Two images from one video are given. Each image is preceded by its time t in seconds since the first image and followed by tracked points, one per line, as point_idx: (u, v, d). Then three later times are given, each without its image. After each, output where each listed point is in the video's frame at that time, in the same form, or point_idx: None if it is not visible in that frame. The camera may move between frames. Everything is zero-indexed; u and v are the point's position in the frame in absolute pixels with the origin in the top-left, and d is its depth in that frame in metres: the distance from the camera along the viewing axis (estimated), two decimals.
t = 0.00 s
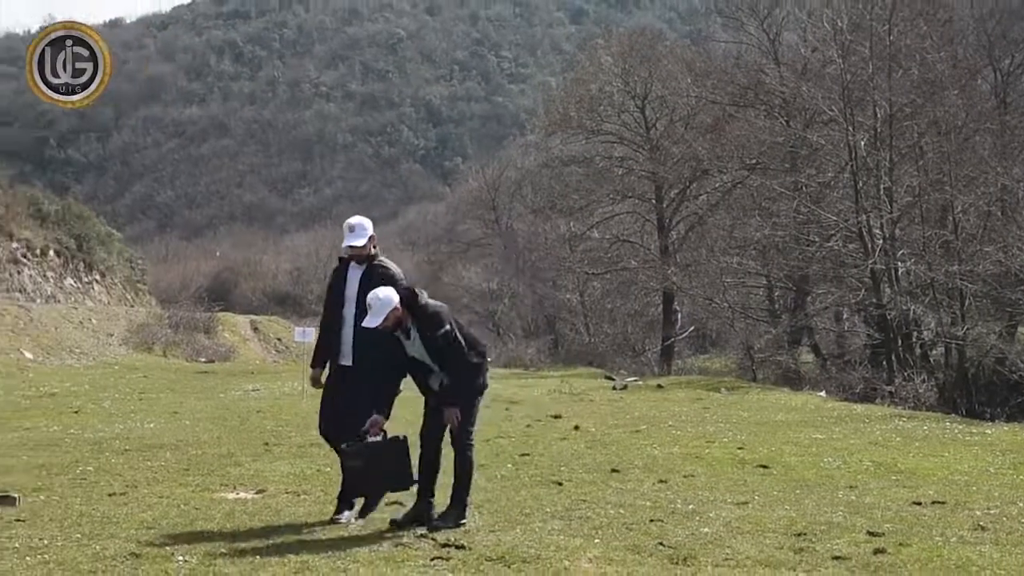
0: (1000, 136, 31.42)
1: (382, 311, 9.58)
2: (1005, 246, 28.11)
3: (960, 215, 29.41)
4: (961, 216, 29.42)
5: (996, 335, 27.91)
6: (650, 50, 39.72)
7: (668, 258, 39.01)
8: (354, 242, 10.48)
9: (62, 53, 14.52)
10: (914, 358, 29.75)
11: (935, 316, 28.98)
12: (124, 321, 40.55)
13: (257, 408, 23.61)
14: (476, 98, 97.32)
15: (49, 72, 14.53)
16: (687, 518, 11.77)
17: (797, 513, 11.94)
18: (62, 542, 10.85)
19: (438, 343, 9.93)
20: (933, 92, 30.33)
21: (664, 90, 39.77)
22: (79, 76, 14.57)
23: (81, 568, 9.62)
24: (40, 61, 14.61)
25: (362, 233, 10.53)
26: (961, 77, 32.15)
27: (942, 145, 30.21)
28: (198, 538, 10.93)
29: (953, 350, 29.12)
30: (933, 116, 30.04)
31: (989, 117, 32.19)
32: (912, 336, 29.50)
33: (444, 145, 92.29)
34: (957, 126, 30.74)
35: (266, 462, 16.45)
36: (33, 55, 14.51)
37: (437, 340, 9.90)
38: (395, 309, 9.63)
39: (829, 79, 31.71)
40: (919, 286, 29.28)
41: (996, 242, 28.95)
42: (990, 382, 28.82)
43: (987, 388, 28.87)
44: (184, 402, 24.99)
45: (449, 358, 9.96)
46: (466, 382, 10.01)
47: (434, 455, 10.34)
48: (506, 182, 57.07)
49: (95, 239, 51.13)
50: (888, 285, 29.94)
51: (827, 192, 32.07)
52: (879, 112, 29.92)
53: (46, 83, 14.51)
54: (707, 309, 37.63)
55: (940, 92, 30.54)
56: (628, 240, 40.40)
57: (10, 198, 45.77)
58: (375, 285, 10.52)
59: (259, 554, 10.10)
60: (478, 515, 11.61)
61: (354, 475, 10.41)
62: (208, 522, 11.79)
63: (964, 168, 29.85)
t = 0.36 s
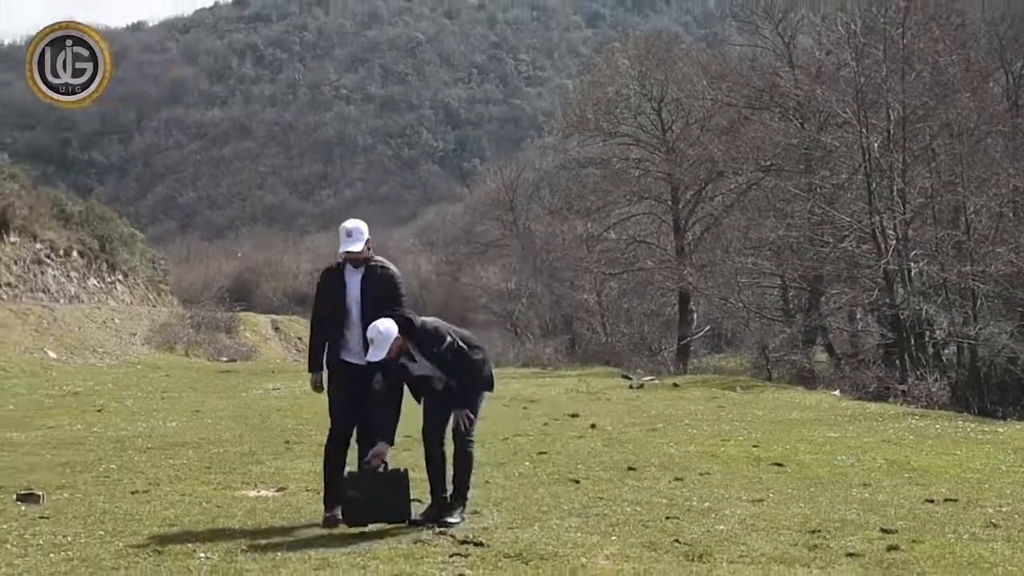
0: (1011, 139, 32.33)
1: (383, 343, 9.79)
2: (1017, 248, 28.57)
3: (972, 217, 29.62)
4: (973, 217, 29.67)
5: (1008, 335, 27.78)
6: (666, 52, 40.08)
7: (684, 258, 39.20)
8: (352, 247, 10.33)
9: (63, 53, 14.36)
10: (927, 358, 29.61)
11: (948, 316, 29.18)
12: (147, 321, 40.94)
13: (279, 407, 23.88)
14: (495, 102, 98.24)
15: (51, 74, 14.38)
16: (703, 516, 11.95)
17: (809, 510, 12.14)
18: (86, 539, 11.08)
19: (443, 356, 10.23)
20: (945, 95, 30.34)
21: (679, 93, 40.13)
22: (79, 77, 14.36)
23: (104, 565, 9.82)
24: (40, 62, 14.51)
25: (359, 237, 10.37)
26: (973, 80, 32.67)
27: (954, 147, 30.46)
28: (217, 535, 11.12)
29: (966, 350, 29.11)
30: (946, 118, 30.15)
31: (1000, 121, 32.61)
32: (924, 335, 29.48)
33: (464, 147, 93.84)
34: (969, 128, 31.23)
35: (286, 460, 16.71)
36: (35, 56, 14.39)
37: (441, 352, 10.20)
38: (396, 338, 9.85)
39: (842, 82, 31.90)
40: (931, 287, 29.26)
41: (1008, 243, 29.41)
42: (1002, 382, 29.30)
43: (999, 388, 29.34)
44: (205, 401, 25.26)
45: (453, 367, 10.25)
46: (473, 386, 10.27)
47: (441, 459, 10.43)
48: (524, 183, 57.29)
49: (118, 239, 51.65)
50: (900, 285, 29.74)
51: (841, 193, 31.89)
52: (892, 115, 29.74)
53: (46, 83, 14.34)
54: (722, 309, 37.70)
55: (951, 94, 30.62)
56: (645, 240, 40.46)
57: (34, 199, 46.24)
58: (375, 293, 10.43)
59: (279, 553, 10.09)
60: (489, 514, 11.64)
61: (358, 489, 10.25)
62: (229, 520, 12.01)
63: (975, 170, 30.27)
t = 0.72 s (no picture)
0: None
1: (403, 356, 9.67)
2: None
3: (987, 217, 29.30)
4: (988, 217, 29.37)
5: None
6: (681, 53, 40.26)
7: (701, 259, 39.26)
8: (358, 286, 10.33)
9: (63, 54, 17.26)
10: (941, 357, 29.40)
11: (962, 315, 29.15)
12: (169, 321, 41.26)
13: (299, 406, 24.06)
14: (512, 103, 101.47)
15: (50, 75, 17.25)
16: (719, 513, 12.10)
17: (824, 508, 12.25)
18: (109, 536, 11.13)
19: (462, 361, 10.12)
20: (958, 97, 30.39)
21: (695, 95, 40.46)
22: (80, 76, 17.34)
23: (126, 563, 9.88)
24: (41, 62, 17.34)
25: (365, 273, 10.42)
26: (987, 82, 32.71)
27: (968, 148, 30.28)
28: (237, 532, 11.17)
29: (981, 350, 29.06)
30: (959, 120, 30.26)
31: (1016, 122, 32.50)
32: (939, 336, 29.17)
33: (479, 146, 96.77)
34: (984, 129, 31.09)
35: (306, 458, 16.85)
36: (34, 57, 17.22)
37: (458, 357, 10.08)
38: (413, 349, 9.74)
39: (857, 84, 31.80)
40: (946, 287, 29.01)
41: None
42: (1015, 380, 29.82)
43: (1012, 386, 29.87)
44: (226, 400, 25.51)
45: (472, 371, 10.15)
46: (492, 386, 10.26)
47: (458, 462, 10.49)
48: (541, 184, 57.55)
49: (140, 239, 52.05)
50: (915, 285, 29.39)
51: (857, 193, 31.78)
52: (907, 116, 29.38)
53: (48, 83, 17.22)
54: (739, 309, 37.74)
55: (965, 97, 30.66)
56: (662, 241, 41.15)
57: (57, 199, 46.57)
58: (386, 311, 10.45)
59: (302, 550, 10.15)
60: (509, 513, 11.73)
61: (376, 497, 10.27)
62: (251, 517, 12.09)
63: (989, 172, 30.10)
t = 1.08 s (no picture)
0: None
1: (433, 349, 10.02)
2: None
3: (1001, 218, 28.93)
4: (1001, 218, 28.92)
5: None
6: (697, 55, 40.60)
7: (717, 260, 39.53)
8: (385, 356, 10.35)
9: (62, 54, 15.28)
10: (955, 356, 29.39)
11: (975, 315, 28.88)
12: (191, 321, 41.64)
13: (320, 404, 24.35)
14: (530, 107, 106.18)
15: (49, 73, 15.30)
16: (735, 510, 12.29)
17: (840, 504, 12.46)
18: (131, 533, 11.38)
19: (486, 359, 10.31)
20: (971, 99, 30.02)
21: (712, 97, 40.78)
22: (79, 77, 15.38)
23: (150, 560, 10.12)
24: (39, 62, 15.36)
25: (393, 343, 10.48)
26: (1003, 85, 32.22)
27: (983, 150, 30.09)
28: (259, 530, 11.42)
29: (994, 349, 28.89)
30: (972, 122, 29.76)
31: None
32: (952, 335, 29.15)
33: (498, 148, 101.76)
34: (997, 132, 30.47)
35: (327, 456, 17.08)
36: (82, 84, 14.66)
37: (484, 356, 10.27)
38: (441, 344, 10.10)
39: (872, 86, 31.73)
40: (958, 286, 28.84)
41: None
42: None
43: None
44: (249, 398, 25.88)
45: (499, 369, 10.34)
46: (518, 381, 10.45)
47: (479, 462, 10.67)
48: (559, 185, 57.94)
49: (162, 240, 52.58)
50: (928, 285, 29.39)
51: (871, 195, 31.98)
52: (920, 119, 29.49)
53: (47, 83, 15.30)
54: (754, 309, 37.87)
55: (979, 99, 30.33)
56: (678, 242, 41.45)
57: (81, 200, 47.08)
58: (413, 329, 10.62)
59: (325, 546, 10.38)
60: (528, 511, 11.95)
61: (396, 495, 10.49)
62: (272, 514, 12.30)
63: (1003, 173, 29.61)
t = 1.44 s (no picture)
0: None
1: (466, 310, 10.27)
2: None
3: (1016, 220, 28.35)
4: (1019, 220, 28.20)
5: None
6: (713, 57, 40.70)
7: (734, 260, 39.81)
8: (414, 390, 10.89)
9: None
10: (970, 356, 29.25)
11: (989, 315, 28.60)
12: (212, 321, 41.96)
13: (340, 404, 24.55)
14: (549, 107, 107.18)
15: None
16: (753, 509, 12.42)
17: (855, 504, 12.54)
18: (154, 531, 11.60)
19: (515, 344, 10.50)
20: (985, 101, 30.26)
21: (729, 99, 40.91)
22: None
23: (173, 559, 10.30)
24: None
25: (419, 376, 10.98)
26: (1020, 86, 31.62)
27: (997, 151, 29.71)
28: (279, 529, 11.55)
29: (1007, 349, 28.58)
30: (986, 123, 29.81)
31: None
32: (967, 335, 28.97)
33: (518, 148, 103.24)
34: (1013, 133, 29.98)
35: (347, 455, 17.21)
36: None
37: (515, 341, 10.48)
38: (477, 306, 10.35)
39: (887, 88, 31.70)
40: (973, 287, 28.76)
41: None
42: None
43: None
44: (271, 397, 26.16)
45: (526, 360, 10.50)
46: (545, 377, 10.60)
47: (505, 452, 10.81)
48: (577, 187, 58.15)
49: (183, 241, 53.03)
50: (943, 285, 29.27)
51: (886, 196, 31.93)
52: (935, 120, 29.51)
53: None
54: (771, 309, 37.88)
55: (994, 101, 30.45)
56: (695, 243, 41.76)
57: (103, 201, 47.53)
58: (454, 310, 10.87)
59: (347, 544, 10.54)
60: (546, 509, 12.10)
61: (415, 494, 10.67)
62: (292, 513, 12.43)
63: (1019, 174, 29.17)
